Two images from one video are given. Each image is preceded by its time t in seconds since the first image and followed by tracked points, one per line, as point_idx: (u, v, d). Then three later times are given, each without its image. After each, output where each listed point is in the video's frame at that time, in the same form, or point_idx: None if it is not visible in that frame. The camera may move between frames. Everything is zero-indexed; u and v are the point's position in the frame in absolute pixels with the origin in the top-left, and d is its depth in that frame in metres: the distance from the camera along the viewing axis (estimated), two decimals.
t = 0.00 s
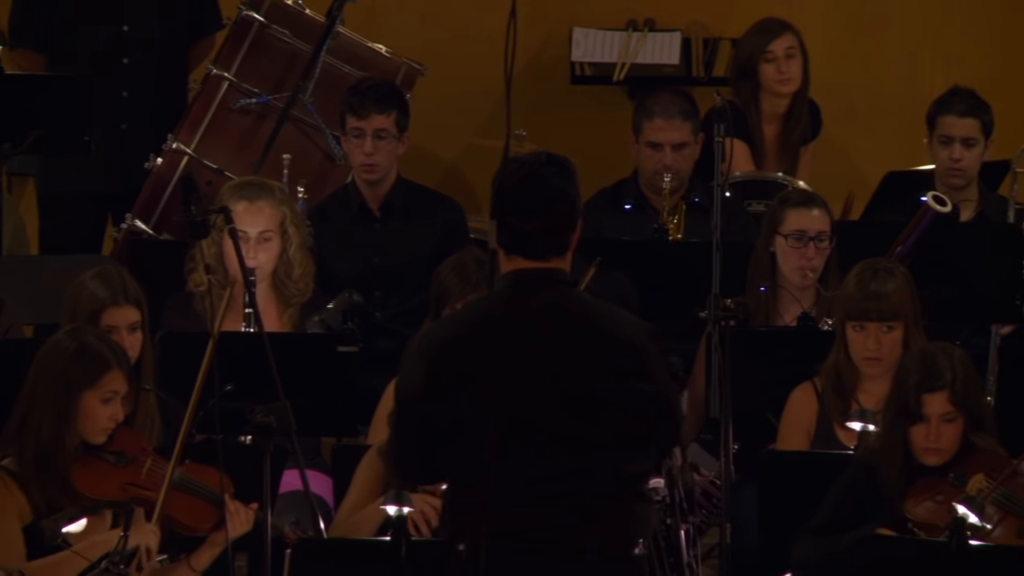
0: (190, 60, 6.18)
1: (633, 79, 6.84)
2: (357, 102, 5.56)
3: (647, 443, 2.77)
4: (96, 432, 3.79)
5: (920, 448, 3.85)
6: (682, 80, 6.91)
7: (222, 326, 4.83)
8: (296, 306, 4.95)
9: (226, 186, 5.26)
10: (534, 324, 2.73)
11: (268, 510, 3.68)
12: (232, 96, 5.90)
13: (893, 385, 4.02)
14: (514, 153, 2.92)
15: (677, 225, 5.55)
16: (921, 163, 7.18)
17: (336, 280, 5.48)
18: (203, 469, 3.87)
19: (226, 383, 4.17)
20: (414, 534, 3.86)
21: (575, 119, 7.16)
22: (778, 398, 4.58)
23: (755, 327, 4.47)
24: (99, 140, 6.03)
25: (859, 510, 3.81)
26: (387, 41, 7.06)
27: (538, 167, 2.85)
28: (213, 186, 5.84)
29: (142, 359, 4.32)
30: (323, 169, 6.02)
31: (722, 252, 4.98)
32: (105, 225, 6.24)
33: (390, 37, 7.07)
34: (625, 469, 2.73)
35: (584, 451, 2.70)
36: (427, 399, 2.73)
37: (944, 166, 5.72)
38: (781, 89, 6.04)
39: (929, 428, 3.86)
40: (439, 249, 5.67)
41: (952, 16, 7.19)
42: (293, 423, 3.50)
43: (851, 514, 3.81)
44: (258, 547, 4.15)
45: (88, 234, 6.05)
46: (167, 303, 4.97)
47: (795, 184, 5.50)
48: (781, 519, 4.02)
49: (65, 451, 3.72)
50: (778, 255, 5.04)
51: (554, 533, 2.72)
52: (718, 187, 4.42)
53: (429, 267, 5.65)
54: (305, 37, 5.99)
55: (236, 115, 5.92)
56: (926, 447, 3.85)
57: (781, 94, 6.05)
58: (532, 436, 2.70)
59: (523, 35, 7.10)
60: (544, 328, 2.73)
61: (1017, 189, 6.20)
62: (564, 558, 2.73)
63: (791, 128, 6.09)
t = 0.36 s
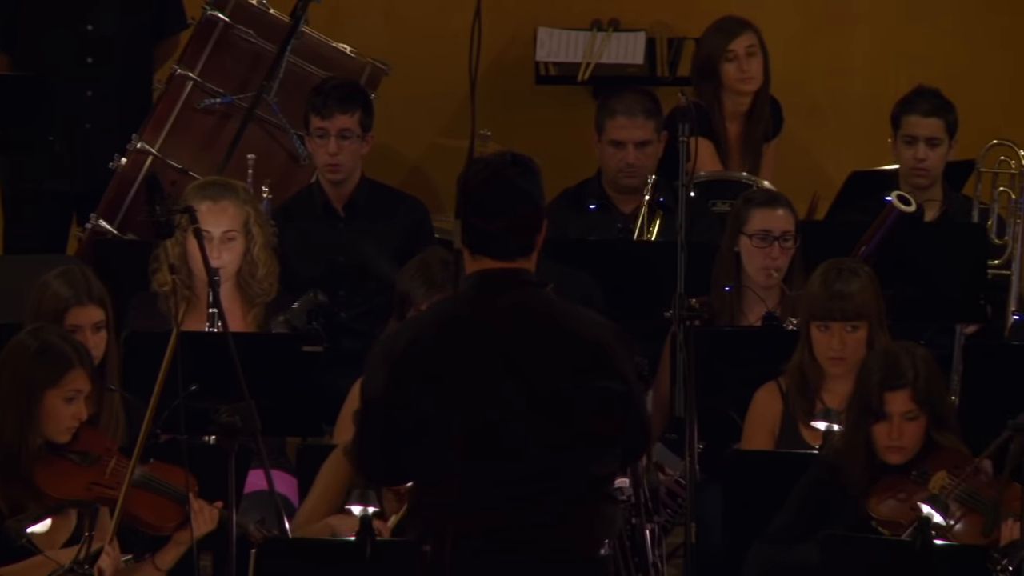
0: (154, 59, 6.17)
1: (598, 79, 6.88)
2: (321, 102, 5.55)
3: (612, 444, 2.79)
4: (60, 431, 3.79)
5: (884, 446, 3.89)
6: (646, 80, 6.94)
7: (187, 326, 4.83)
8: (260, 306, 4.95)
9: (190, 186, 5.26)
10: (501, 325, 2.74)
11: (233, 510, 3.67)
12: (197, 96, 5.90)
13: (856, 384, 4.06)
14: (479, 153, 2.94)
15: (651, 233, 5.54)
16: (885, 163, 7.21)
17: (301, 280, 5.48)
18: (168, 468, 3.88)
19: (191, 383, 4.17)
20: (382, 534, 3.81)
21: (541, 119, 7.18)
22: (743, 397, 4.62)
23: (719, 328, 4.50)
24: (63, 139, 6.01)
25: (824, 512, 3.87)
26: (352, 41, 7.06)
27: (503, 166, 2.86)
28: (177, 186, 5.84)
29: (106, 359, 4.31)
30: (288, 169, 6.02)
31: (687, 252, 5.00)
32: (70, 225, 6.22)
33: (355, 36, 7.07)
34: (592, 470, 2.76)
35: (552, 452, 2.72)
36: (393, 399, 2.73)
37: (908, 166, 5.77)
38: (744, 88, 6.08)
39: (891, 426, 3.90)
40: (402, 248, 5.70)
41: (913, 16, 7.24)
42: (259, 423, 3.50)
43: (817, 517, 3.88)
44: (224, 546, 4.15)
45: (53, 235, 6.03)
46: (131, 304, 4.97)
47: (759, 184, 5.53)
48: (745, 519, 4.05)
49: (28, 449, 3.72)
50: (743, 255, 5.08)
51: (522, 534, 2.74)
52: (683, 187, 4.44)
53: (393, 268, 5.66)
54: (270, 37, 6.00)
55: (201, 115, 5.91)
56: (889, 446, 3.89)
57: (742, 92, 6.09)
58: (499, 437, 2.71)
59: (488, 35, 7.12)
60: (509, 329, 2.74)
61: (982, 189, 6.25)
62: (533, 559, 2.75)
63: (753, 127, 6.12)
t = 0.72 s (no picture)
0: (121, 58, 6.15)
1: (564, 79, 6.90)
2: (288, 101, 5.59)
3: (580, 444, 2.80)
4: (25, 430, 3.79)
5: (848, 445, 3.92)
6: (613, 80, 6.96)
7: (154, 326, 4.83)
8: (227, 306, 4.97)
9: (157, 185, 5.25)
10: (469, 324, 2.76)
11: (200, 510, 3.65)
12: (163, 96, 5.91)
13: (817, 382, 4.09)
14: (445, 154, 2.96)
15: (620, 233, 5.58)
16: (851, 163, 7.23)
17: (268, 280, 5.48)
18: (133, 465, 3.94)
19: (158, 384, 4.16)
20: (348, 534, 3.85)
21: (508, 119, 7.20)
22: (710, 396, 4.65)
23: (690, 329, 4.53)
24: (29, 138, 5.98)
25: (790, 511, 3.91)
26: (318, 40, 7.07)
27: (469, 167, 2.88)
28: (144, 186, 5.85)
29: (73, 359, 4.29)
30: (255, 169, 6.00)
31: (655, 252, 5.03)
32: (36, 225, 6.18)
33: (323, 36, 7.08)
34: (560, 469, 2.77)
35: (518, 451, 2.73)
36: (361, 398, 2.75)
37: (875, 165, 5.82)
38: (705, 80, 6.11)
39: (855, 426, 3.93)
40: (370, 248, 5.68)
41: (881, 16, 7.25)
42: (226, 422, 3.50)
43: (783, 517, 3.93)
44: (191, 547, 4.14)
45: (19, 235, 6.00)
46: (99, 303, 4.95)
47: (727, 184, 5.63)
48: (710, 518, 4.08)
49: None
50: (710, 255, 5.11)
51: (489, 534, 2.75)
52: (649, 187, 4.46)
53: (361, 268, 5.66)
54: (237, 36, 6.00)
55: (168, 115, 5.91)
56: (853, 445, 3.92)
57: (703, 83, 6.12)
58: (466, 437, 2.73)
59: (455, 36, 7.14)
60: (476, 330, 2.76)
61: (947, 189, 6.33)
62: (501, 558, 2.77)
63: (710, 116, 6.17)
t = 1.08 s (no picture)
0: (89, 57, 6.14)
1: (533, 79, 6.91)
2: (258, 101, 5.56)
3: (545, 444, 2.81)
4: None
5: (815, 445, 3.96)
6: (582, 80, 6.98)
7: (122, 326, 4.82)
8: (197, 306, 4.95)
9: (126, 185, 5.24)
10: (435, 322, 2.77)
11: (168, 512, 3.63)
12: (132, 95, 5.90)
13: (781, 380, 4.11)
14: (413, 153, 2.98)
15: (590, 232, 5.64)
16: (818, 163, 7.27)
17: (238, 280, 5.48)
18: (103, 465, 3.94)
19: (127, 384, 4.15)
20: (318, 534, 3.86)
21: (476, 120, 7.21)
22: (678, 397, 4.66)
23: (659, 329, 4.55)
24: None
25: (750, 516, 3.93)
26: (287, 40, 7.05)
27: (436, 167, 2.89)
28: (112, 185, 5.83)
29: (42, 359, 4.29)
30: (224, 169, 6.00)
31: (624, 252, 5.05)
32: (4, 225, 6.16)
33: (292, 35, 7.07)
34: (526, 468, 2.78)
35: (485, 449, 2.75)
36: (326, 397, 2.78)
37: (844, 165, 5.85)
38: (664, 74, 6.13)
39: (820, 425, 3.96)
40: (338, 247, 5.69)
41: (849, 16, 7.27)
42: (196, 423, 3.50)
43: (744, 521, 3.94)
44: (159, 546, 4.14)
45: None
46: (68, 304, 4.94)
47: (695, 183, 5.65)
48: (676, 519, 4.10)
49: None
50: (679, 255, 5.13)
51: (455, 534, 2.76)
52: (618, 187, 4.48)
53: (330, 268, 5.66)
54: (206, 36, 5.99)
55: (137, 115, 5.90)
56: (819, 444, 3.96)
57: (662, 77, 6.14)
58: (430, 436, 2.74)
59: (423, 36, 7.15)
60: (440, 329, 2.77)
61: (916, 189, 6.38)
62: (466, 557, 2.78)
63: (669, 109, 6.21)
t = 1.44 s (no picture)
0: (60, 56, 6.14)
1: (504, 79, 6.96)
2: (230, 100, 5.57)
3: (514, 443, 2.84)
4: None
5: (783, 445, 3.99)
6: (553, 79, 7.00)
7: (93, 326, 4.82)
8: (168, 305, 4.96)
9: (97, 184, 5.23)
10: (404, 323, 2.79)
11: (141, 511, 3.64)
12: (103, 95, 5.89)
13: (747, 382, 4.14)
14: (384, 153, 3.00)
15: (553, 227, 5.60)
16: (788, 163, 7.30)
17: (209, 280, 5.48)
18: (74, 466, 3.94)
19: (97, 384, 4.17)
20: (287, 533, 3.86)
21: (446, 120, 7.23)
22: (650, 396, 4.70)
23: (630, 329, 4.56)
24: None
25: (719, 515, 3.98)
26: (258, 40, 7.07)
27: (407, 168, 2.91)
28: (83, 185, 5.84)
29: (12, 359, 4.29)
30: (195, 169, 6.00)
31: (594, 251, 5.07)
32: None
33: (262, 36, 7.09)
34: (496, 468, 2.80)
35: (454, 449, 2.76)
36: (296, 397, 2.78)
37: (815, 165, 5.89)
38: (621, 73, 6.16)
39: (788, 425, 3.99)
40: (310, 248, 5.70)
41: (820, 15, 7.30)
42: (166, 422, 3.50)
43: (712, 522, 3.98)
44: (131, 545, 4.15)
45: None
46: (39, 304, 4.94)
47: (666, 183, 5.67)
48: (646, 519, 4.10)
49: None
50: (650, 254, 5.16)
51: (426, 534, 2.78)
52: (588, 186, 4.51)
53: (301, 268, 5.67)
54: (176, 36, 5.98)
55: (107, 114, 5.90)
56: (788, 444, 3.99)
57: (619, 76, 6.17)
58: (402, 436, 2.76)
59: (393, 37, 7.17)
60: (412, 329, 2.79)
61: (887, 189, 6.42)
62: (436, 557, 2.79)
63: (629, 108, 6.29)
